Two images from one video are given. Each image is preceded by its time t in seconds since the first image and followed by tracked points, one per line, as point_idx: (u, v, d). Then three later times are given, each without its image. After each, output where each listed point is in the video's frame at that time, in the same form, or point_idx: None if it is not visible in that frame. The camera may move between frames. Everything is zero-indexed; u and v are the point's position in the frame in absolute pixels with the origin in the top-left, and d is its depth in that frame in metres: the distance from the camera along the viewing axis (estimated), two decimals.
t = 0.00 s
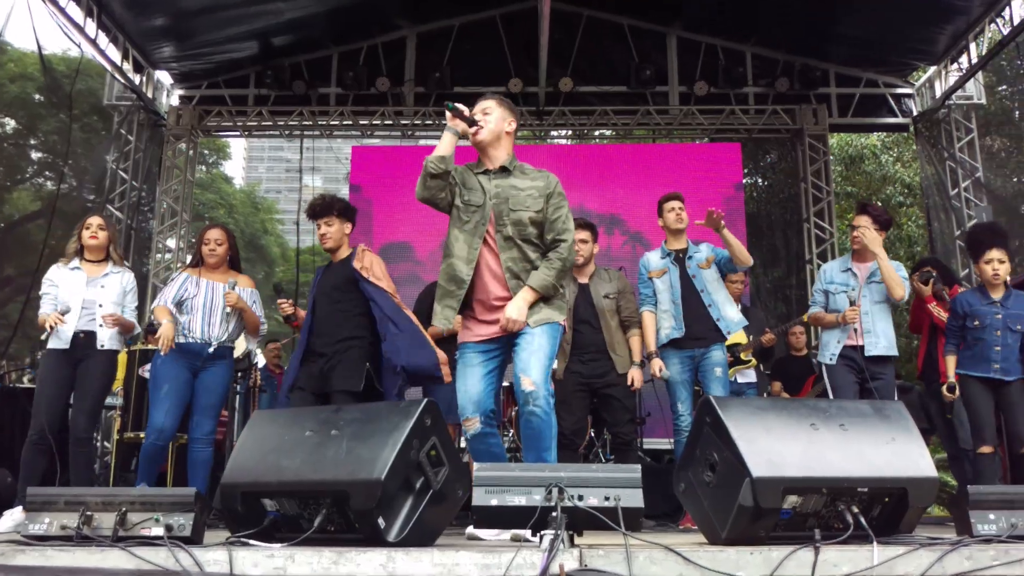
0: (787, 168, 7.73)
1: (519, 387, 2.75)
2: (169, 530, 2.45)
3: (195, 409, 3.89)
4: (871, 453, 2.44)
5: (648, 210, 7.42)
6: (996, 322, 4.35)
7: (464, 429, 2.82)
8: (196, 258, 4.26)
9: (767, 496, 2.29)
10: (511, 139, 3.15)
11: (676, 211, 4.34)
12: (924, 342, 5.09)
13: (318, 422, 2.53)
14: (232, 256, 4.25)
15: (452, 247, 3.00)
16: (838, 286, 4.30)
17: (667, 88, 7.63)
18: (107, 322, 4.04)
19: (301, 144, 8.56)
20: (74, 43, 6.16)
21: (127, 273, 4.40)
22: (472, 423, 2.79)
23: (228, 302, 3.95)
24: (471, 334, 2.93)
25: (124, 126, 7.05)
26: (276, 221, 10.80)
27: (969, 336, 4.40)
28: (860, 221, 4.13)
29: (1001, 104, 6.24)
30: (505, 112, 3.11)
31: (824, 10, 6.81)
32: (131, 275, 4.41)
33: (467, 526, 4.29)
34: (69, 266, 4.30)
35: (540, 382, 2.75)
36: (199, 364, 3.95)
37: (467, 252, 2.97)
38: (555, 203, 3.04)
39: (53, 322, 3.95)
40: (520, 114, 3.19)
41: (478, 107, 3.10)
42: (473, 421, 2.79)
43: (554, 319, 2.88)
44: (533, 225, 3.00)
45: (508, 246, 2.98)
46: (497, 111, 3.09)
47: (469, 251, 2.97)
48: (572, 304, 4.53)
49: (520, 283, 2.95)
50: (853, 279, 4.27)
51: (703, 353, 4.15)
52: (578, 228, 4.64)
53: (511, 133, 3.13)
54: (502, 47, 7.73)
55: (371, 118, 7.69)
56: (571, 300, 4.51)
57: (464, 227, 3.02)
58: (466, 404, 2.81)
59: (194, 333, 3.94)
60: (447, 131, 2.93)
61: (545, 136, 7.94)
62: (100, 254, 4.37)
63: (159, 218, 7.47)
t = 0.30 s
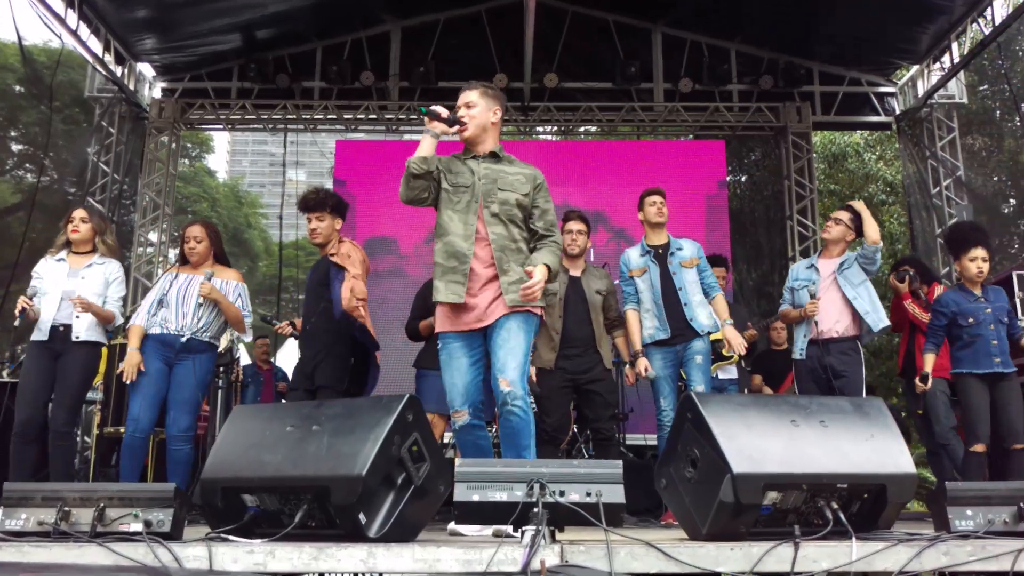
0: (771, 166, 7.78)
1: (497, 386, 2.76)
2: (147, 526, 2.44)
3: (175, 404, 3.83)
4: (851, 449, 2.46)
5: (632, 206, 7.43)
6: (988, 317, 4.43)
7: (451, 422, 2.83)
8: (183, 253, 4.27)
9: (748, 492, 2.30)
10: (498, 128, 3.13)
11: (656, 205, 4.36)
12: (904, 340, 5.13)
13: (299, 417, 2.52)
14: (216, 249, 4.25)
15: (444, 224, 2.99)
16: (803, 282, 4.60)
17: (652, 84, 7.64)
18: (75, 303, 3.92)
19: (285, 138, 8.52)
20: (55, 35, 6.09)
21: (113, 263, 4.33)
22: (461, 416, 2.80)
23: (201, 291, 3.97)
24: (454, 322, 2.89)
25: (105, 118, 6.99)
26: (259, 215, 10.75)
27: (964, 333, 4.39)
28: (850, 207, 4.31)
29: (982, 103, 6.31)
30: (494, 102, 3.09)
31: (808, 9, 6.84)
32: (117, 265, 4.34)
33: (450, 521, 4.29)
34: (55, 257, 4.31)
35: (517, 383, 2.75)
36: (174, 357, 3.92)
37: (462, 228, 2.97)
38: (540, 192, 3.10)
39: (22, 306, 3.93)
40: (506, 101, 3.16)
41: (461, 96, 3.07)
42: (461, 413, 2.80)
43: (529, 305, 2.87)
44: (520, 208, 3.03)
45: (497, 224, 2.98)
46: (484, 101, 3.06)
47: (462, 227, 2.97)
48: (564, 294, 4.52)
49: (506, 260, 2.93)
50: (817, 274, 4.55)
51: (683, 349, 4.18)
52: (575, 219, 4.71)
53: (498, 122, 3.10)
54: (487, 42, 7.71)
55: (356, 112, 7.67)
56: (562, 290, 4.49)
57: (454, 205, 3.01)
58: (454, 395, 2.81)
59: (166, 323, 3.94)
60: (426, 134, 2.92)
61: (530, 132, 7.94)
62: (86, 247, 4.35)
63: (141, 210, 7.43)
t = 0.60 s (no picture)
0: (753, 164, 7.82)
1: (481, 376, 2.75)
2: (126, 522, 2.42)
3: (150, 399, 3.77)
4: (830, 446, 2.48)
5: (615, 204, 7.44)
6: (969, 323, 4.46)
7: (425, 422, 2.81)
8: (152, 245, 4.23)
9: (728, 489, 2.32)
10: (474, 133, 3.12)
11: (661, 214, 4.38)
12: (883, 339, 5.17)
13: (280, 413, 2.51)
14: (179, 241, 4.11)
15: (416, 245, 2.98)
16: (772, 287, 4.69)
17: (636, 82, 7.65)
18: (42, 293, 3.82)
19: (268, 133, 8.47)
20: (34, 27, 6.03)
21: (89, 255, 4.28)
22: (432, 414, 2.78)
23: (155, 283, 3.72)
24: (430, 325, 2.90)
25: (86, 111, 6.92)
26: (241, 210, 10.70)
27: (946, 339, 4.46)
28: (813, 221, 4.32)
29: (962, 103, 6.40)
30: (468, 106, 3.10)
31: (791, 9, 6.88)
32: (93, 257, 4.29)
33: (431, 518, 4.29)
34: (32, 250, 4.27)
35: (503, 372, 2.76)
36: (148, 353, 3.87)
37: (432, 248, 2.96)
38: (518, 198, 3.07)
39: None
40: (483, 108, 3.16)
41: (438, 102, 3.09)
42: (433, 412, 2.79)
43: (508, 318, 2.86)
44: (499, 220, 3.01)
45: (473, 240, 2.96)
46: (458, 106, 3.08)
47: (433, 248, 2.96)
48: (544, 291, 4.59)
49: (482, 278, 2.92)
50: (785, 279, 4.63)
51: (670, 350, 4.22)
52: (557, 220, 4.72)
53: (473, 126, 3.11)
54: (471, 38, 7.69)
55: (339, 107, 7.56)
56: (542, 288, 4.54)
57: (426, 225, 2.99)
58: (423, 395, 2.80)
59: (135, 322, 3.89)
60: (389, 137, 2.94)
61: (515, 129, 7.94)
62: (62, 238, 4.30)
63: (121, 208, 7.24)
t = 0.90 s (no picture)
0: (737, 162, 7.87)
1: (463, 381, 2.75)
2: (108, 518, 2.41)
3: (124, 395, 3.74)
4: (812, 442, 2.50)
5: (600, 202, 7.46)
6: (935, 318, 4.53)
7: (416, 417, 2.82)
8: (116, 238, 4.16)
9: (711, 485, 2.33)
10: (459, 124, 3.11)
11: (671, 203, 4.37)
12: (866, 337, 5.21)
13: (263, 409, 2.50)
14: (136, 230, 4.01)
15: (404, 228, 2.99)
16: (748, 287, 4.68)
17: (621, 80, 7.66)
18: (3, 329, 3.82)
19: (252, 128, 8.42)
20: (16, 19, 5.97)
21: (56, 248, 4.23)
22: (425, 410, 2.79)
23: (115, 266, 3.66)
24: (418, 317, 2.90)
25: (67, 105, 6.86)
26: (225, 206, 10.65)
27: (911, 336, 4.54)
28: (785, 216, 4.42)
29: (946, 104, 6.51)
30: (453, 97, 3.07)
31: (776, 9, 6.91)
32: (61, 251, 4.23)
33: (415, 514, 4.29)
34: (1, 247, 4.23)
35: (484, 376, 2.75)
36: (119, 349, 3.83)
37: (422, 231, 2.97)
38: (508, 180, 3.09)
39: None
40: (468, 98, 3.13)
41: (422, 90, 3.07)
42: (425, 408, 2.79)
43: (478, 299, 2.87)
44: (490, 197, 3.01)
45: (467, 214, 2.97)
46: (444, 96, 3.05)
47: (423, 230, 2.97)
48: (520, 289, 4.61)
49: (473, 250, 2.92)
50: (762, 278, 4.63)
51: (669, 351, 4.23)
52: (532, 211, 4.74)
53: (458, 117, 3.08)
54: (457, 34, 7.67)
55: (324, 102, 7.57)
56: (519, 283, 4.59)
57: (415, 207, 3.01)
58: (417, 390, 2.81)
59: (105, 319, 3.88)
60: (373, 131, 2.93)
61: (501, 126, 7.94)
62: (30, 234, 4.25)
63: (104, 201, 7.20)
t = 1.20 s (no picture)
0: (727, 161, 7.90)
1: (457, 378, 2.75)
2: (98, 515, 2.40)
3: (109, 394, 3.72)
4: (803, 441, 2.51)
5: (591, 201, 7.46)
6: (930, 319, 4.54)
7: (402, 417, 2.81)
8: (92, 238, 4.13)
9: (702, 483, 2.34)
10: (448, 128, 3.10)
11: (684, 214, 4.37)
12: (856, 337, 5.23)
13: (254, 407, 2.49)
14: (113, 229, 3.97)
15: (392, 236, 2.97)
16: (737, 291, 4.68)
17: (612, 79, 7.67)
18: None
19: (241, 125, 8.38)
20: (3, 14, 5.93)
21: (29, 239, 4.17)
22: (410, 411, 2.78)
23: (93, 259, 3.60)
24: (407, 325, 2.89)
25: (55, 101, 6.82)
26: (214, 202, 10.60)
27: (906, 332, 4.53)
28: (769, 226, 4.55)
29: (934, 105, 6.56)
30: (442, 102, 3.07)
31: (767, 9, 6.94)
32: (34, 241, 4.18)
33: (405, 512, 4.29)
34: None
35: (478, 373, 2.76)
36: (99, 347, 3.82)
37: (409, 239, 2.95)
38: (499, 183, 3.09)
39: None
40: (457, 102, 3.13)
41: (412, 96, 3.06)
42: (411, 409, 2.79)
43: (493, 306, 2.86)
44: (484, 206, 3.01)
45: (461, 223, 2.96)
46: (432, 100, 3.05)
47: (410, 239, 2.95)
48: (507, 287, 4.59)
49: (471, 260, 2.92)
50: (751, 282, 4.65)
51: (681, 353, 4.24)
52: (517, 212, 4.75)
53: (447, 121, 3.08)
54: (448, 31, 7.65)
55: (314, 100, 7.54)
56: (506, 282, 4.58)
57: (404, 218, 2.99)
58: (402, 391, 2.80)
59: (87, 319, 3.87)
60: (363, 134, 2.93)
61: (491, 124, 7.94)
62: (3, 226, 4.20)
63: (93, 197, 7.16)
